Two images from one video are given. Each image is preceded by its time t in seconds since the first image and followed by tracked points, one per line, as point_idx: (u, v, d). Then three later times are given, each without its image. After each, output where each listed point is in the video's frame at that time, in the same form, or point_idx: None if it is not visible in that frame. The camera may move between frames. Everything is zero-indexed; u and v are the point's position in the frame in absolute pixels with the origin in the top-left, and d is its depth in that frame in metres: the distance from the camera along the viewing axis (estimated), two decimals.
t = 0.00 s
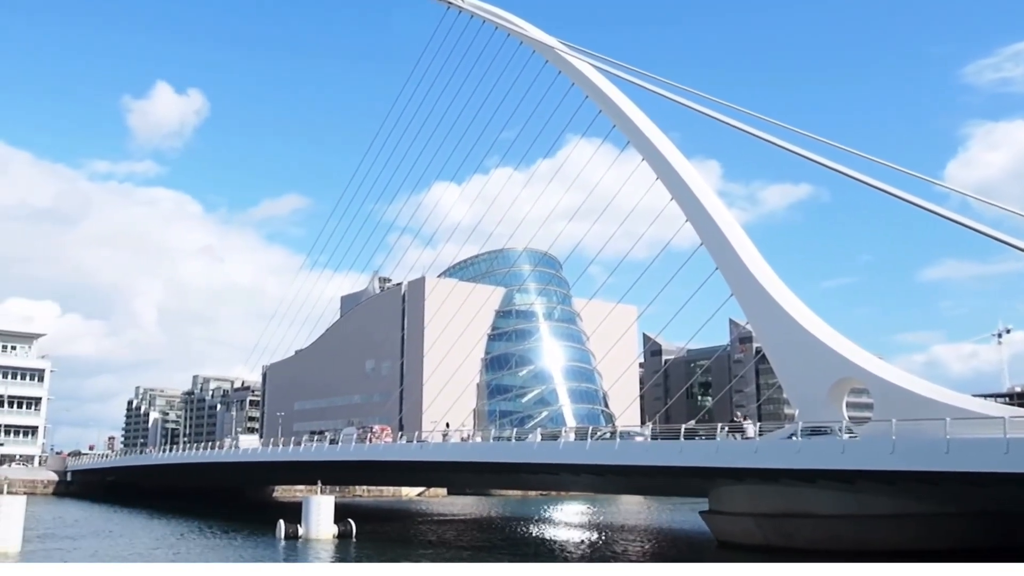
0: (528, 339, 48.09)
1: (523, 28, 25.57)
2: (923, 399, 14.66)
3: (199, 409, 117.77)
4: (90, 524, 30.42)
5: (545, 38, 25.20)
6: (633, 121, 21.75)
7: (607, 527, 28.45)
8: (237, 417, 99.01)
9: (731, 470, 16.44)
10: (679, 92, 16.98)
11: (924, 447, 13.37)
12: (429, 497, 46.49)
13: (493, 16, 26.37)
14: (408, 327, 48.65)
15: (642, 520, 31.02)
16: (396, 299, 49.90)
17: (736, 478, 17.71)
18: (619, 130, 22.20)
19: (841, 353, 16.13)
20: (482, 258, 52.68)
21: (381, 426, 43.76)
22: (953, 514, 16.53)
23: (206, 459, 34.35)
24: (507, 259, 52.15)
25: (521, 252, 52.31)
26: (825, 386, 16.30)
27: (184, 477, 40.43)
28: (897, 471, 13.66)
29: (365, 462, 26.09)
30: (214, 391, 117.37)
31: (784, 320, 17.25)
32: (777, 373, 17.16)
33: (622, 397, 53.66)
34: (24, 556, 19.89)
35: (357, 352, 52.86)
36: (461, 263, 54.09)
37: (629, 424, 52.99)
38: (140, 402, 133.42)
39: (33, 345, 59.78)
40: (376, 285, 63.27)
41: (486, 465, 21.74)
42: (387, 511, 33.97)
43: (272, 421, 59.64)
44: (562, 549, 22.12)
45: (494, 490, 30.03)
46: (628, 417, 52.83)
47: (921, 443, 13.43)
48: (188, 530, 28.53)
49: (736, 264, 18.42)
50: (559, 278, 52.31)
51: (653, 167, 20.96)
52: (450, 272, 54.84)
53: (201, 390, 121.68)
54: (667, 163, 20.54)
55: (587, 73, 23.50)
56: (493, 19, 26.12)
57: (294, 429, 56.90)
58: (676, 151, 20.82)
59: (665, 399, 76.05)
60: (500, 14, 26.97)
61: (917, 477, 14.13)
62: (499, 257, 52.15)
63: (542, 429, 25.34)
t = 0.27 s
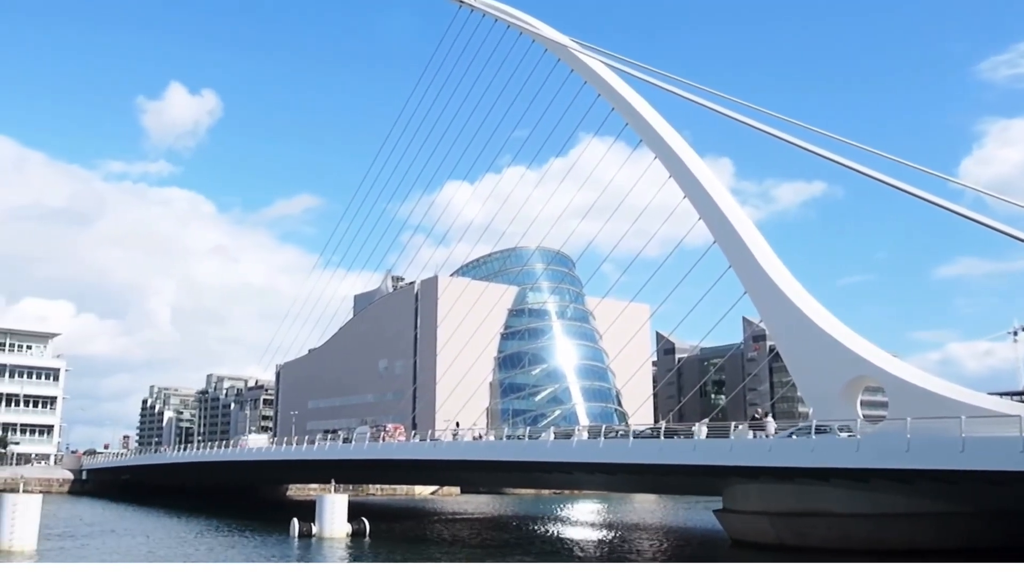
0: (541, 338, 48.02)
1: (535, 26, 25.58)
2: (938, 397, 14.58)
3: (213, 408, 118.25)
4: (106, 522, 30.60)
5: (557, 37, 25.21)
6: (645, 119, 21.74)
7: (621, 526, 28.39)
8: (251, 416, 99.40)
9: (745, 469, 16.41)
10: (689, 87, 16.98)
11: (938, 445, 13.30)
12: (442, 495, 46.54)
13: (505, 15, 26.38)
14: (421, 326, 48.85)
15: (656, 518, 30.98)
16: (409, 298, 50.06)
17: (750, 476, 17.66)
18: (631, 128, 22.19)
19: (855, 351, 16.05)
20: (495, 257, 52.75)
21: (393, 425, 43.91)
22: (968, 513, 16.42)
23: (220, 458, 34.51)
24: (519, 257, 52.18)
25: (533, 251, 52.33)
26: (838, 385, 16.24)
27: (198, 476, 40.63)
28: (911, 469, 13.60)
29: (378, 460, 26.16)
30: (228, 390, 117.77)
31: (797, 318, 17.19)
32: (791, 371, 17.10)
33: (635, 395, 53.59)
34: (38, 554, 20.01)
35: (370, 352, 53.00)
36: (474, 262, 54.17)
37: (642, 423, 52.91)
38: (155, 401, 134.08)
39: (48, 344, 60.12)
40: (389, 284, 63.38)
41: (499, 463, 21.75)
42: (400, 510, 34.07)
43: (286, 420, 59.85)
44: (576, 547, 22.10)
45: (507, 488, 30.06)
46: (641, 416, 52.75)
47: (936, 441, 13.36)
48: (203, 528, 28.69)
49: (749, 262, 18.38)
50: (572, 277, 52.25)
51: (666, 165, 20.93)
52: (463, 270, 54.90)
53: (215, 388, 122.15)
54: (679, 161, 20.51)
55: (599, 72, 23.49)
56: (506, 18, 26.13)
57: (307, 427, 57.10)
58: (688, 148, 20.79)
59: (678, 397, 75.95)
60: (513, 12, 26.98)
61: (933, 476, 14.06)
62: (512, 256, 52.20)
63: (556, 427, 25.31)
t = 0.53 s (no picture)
0: (554, 337, 47.92)
1: (547, 25, 25.56)
2: (953, 396, 14.47)
3: (227, 407, 118.70)
4: (121, 521, 30.81)
5: (569, 36, 25.19)
6: (658, 117, 21.69)
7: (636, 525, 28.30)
8: (265, 415, 99.73)
9: (760, 468, 16.32)
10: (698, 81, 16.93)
11: (954, 444, 13.19)
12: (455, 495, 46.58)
13: (517, 14, 26.38)
14: (435, 325, 49.00)
15: (670, 518, 30.86)
16: (422, 298, 50.20)
17: (764, 476, 17.58)
18: (643, 126, 22.15)
19: (870, 350, 15.95)
20: (508, 256, 52.76)
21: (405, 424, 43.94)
22: (985, 512, 16.31)
23: (233, 457, 34.64)
24: (532, 256, 52.16)
25: (546, 250, 52.30)
26: (853, 384, 16.14)
27: (212, 475, 40.78)
28: (926, 468, 13.50)
29: (391, 459, 26.19)
30: (242, 389, 118.17)
31: (811, 316, 17.12)
32: (805, 370, 17.02)
33: (649, 394, 53.47)
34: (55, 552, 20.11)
35: (383, 351, 53.11)
36: (486, 261, 54.20)
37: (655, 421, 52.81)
38: (169, 400, 134.71)
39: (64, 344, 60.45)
40: (402, 284, 63.49)
41: (512, 462, 21.73)
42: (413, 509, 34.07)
43: (299, 419, 60.03)
44: (591, 548, 22.02)
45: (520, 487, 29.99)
46: (655, 415, 52.64)
47: (952, 440, 13.25)
48: (218, 528, 28.82)
49: (763, 260, 18.31)
50: (585, 276, 52.16)
51: (679, 163, 20.88)
52: (476, 270, 54.93)
53: (229, 388, 122.61)
54: (692, 160, 20.44)
55: (612, 70, 23.45)
56: (518, 17, 26.12)
57: (321, 427, 57.25)
58: (701, 146, 20.74)
59: (692, 396, 75.77)
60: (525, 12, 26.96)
61: (949, 475, 13.95)
62: (525, 255, 52.21)
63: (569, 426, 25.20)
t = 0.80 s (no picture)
0: (567, 336, 47.87)
1: (560, 25, 25.54)
2: (969, 395, 14.38)
3: (241, 407, 119.15)
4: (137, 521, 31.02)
5: (582, 35, 25.15)
6: (671, 116, 21.64)
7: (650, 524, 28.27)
8: (279, 415, 100.06)
9: (774, 468, 16.25)
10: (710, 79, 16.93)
11: (970, 444, 13.12)
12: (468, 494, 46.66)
13: (529, 14, 26.36)
14: (447, 325, 49.08)
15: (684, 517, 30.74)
16: (435, 298, 50.29)
17: (778, 475, 17.52)
18: (656, 126, 22.11)
19: (884, 349, 15.88)
20: (521, 255, 52.77)
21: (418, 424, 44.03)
22: (1000, 512, 16.23)
23: (247, 457, 34.76)
24: (545, 256, 52.13)
25: (559, 250, 52.28)
26: (868, 383, 16.07)
27: (226, 474, 40.95)
28: (941, 468, 13.43)
29: (404, 459, 26.22)
30: (256, 389, 118.54)
31: (825, 315, 17.06)
32: (819, 369, 16.96)
33: (663, 393, 53.35)
34: (70, 551, 20.23)
35: (396, 351, 53.20)
36: (500, 261, 54.24)
37: (669, 421, 52.66)
38: (184, 400, 135.32)
39: (79, 344, 60.80)
40: (415, 284, 63.58)
41: (525, 462, 21.69)
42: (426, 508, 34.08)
43: (313, 419, 60.20)
44: (604, 547, 22.00)
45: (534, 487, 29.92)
46: (668, 414, 52.52)
47: (967, 439, 13.18)
48: (232, 528, 28.95)
49: (777, 259, 18.25)
50: (598, 275, 52.07)
51: (692, 162, 20.84)
52: (489, 270, 54.95)
53: (243, 388, 123.07)
54: (705, 159, 20.39)
55: (625, 70, 23.41)
56: (530, 16, 26.11)
57: (335, 427, 57.40)
58: (715, 145, 20.68)
59: (706, 395, 75.58)
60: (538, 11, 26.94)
61: (964, 474, 13.87)
62: (538, 254, 52.21)
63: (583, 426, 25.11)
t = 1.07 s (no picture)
0: (580, 336, 47.81)
1: (571, 24, 25.51)
2: (983, 395, 14.30)
3: (255, 408, 119.58)
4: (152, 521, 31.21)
5: (594, 34, 25.13)
6: (684, 115, 21.58)
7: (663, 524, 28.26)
8: (292, 415, 100.37)
9: (788, 467, 16.17)
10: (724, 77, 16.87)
11: (984, 442, 13.04)
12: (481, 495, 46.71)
13: (541, 13, 26.36)
14: (460, 324, 49.15)
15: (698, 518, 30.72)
16: (447, 298, 50.38)
17: (792, 475, 17.44)
18: (669, 125, 22.07)
19: (897, 348, 15.81)
20: (533, 255, 52.78)
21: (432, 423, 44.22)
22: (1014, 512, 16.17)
23: (261, 456, 34.89)
24: (558, 256, 52.11)
25: (571, 249, 52.24)
26: (882, 383, 15.99)
27: (240, 474, 41.11)
28: (956, 468, 13.34)
29: (417, 459, 26.26)
30: (269, 390, 118.92)
31: (840, 315, 16.95)
32: (833, 368, 16.89)
33: (675, 393, 53.24)
34: (85, 551, 20.33)
35: (409, 351, 53.29)
36: (512, 261, 54.26)
37: (682, 420, 52.58)
38: (198, 401, 135.90)
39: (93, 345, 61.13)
40: (428, 284, 63.67)
41: (539, 461, 21.67)
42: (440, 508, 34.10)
43: (326, 419, 60.36)
44: (617, 547, 22.01)
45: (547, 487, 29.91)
46: (681, 413, 52.40)
47: (982, 439, 13.10)
48: (246, 527, 29.08)
49: (791, 259, 18.16)
50: (610, 275, 52.00)
51: (704, 160, 20.79)
52: (501, 269, 54.97)
53: (256, 388, 123.50)
54: (719, 158, 20.32)
55: (637, 68, 23.38)
56: (543, 16, 26.09)
57: (348, 427, 57.53)
58: (728, 145, 20.61)
59: (719, 395, 75.45)
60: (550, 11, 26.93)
61: (978, 474, 13.79)
62: (550, 254, 52.21)
63: (596, 425, 25.03)
